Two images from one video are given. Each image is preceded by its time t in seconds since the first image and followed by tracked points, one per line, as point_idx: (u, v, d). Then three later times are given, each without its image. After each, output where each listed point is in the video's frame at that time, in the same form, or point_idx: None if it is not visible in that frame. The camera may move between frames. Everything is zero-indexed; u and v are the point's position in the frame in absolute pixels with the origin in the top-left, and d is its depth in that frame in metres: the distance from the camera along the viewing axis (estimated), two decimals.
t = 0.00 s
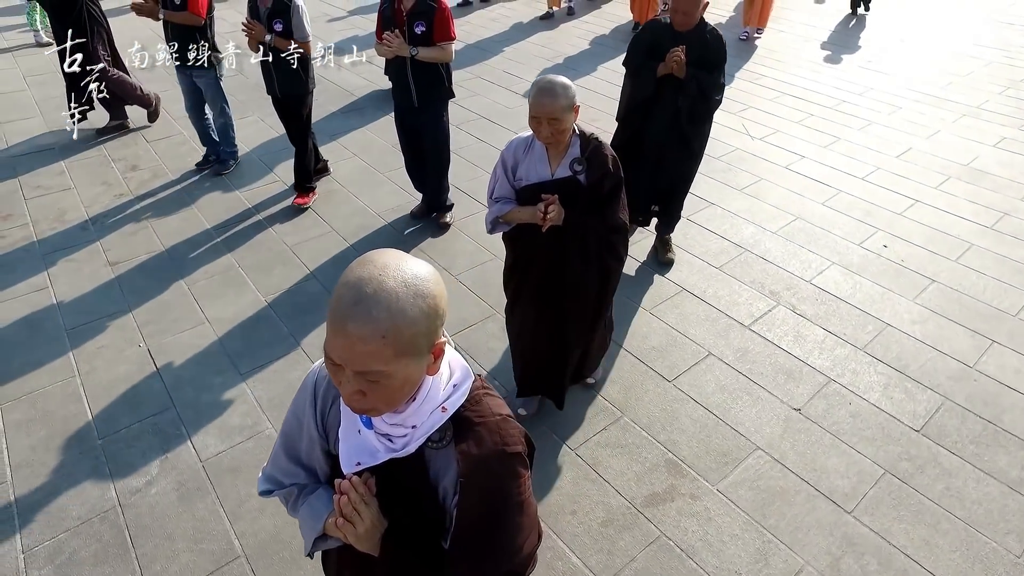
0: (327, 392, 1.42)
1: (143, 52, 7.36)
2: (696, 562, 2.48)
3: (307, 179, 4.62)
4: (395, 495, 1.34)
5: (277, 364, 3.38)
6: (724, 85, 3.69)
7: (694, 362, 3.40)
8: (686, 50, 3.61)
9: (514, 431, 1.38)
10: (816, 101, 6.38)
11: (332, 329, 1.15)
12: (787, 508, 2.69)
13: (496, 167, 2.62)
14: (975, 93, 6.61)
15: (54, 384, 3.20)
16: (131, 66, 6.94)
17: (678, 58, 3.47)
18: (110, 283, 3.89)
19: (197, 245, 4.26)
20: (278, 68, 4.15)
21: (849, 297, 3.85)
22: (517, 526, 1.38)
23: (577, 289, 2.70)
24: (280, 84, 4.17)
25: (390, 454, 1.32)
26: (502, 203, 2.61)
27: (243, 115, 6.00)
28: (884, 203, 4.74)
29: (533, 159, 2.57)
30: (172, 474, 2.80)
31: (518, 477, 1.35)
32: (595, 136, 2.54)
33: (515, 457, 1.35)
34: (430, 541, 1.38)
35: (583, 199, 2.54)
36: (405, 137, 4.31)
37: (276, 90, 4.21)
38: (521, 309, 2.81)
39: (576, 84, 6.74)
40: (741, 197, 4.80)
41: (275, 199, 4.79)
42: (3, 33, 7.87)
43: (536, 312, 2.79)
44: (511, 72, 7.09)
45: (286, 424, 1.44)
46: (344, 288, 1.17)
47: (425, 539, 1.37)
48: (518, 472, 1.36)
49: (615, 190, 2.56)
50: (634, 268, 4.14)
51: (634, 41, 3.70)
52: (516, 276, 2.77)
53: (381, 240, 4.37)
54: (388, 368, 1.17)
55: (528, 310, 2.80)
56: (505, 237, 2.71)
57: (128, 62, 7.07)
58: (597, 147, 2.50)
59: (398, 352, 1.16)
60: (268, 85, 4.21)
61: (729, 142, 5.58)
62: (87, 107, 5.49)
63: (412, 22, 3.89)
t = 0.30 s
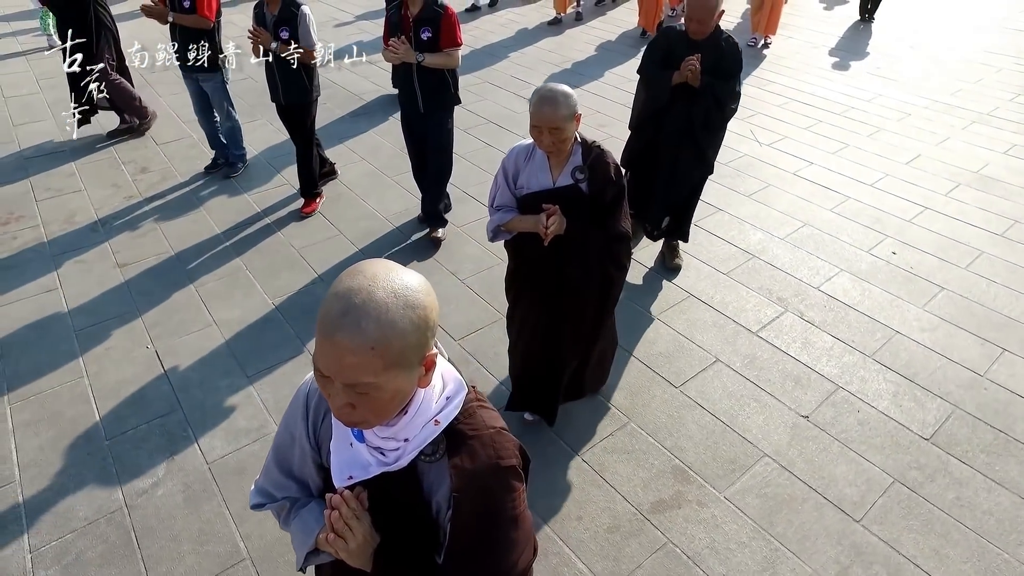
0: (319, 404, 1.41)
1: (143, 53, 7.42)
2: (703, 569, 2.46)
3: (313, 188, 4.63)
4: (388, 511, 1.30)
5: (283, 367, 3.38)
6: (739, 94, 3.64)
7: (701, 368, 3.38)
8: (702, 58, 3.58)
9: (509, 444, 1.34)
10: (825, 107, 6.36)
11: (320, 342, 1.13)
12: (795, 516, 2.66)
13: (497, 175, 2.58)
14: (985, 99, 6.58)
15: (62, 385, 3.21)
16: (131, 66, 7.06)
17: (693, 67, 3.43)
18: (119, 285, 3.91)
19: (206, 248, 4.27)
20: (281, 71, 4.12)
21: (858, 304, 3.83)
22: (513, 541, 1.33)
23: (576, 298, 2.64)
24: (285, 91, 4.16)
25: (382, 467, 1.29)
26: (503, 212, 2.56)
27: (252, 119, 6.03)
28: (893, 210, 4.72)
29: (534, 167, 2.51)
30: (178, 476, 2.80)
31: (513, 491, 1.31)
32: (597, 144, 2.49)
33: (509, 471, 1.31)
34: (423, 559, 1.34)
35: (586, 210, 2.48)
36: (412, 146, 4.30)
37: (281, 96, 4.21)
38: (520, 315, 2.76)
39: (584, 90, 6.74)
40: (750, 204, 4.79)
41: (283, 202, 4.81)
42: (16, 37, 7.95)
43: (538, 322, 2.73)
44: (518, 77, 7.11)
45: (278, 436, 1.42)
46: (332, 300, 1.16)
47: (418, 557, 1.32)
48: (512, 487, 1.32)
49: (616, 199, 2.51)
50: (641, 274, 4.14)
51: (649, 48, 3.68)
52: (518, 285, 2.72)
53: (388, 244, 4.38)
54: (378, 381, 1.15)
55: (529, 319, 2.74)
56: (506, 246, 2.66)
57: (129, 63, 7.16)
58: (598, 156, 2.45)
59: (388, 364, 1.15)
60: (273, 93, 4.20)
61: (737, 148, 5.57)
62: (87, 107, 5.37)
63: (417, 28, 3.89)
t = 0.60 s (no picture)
0: (311, 417, 1.41)
1: (142, 52, 7.52)
2: None
3: (321, 193, 4.67)
4: (381, 524, 1.29)
5: (290, 370, 3.39)
6: (753, 102, 3.63)
7: (708, 375, 3.37)
8: (715, 66, 3.58)
9: (502, 456, 1.33)
10: (833, 114, 6.35)
11: (311, 353, 1.12)
12: (803, 524, 2.65)
13: (501, 185, 2.55)
14: (995, 106, 6.55)
15: (71, 386, 3.23)
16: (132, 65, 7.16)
17: (706, 77, 3.45)
18: (128, 287, 3.93)
19: (215, 251, 4.30)
20: (287, 77, 4.13)
21: (866, 311, 3.81)
22: (508, 555, 1.31)
23: (580, 305, 2.60)
24: (290, 97, 4.18)
25: (374, 480, 1.29)
26: (508, 221, 2.53)
27: (261, 122, 6.07)
28: (901, 217, 4.70)
29: (539, 175, 2.49)
30: (184, 478, 2.81)
31: (506, 504, 1.30)
32: (604, 153, 2.47)
33: (502, 484, 1.29)
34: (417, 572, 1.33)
35: (592, 218, 2.46)
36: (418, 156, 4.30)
37: (286, 104, 4.23)
38: (525, 322, 2.74)
39: (592, 95, 6.75)
40: (757, 210, 4.78)
41: (292, 206, 4.84)
42: (29, 40, 8.03)
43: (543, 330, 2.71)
44: (526, 82, 7.12)
45: (272, 448, 1.43)
46: (322, 309, 1.14)
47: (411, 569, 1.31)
48: (506, 500, 1.30)
49: (624, 209, 2.47)
50: (649, 280, 4.14)
51: (661, 56, 3.69)
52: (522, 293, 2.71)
53: (396, 248, 4.39)
54: (369, 393, 1.14)
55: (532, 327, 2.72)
56: (511, 254, 2.64)
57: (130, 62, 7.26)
58: (604, 164, 2.43)
59: (379, 376, 1.13)
60: (278, 100, 4.24)
61: (745, 154, 5.57)
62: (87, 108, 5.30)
63: (425, 35, 3.89)
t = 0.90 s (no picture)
0: (304, 428, 1.41)
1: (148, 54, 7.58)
2: None
3: (329, 196, 4.71)
4: (376, 536, 1.30)
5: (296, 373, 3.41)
6: (765, 111, 3.63)
7: (715, 381, 3.36)
8: (725, 75, 3.57)
9: (496, 467, 1.33)
10: (842, 121, 6.33)
11: (301, 370, 1.12)
12: (810, 533, 2.63)
13: (509, 194, 2.56)
14: (1004, 114, 6.51)
15: (79, 387, 3.25)
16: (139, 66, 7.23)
17: (717, 86, 3.43)
18: (136, 289, 3.96)
19: (223, 255, 4.32)
20: (292, 83, 4.19)
21: (874, 318, 3.79)
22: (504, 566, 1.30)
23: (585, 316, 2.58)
24: (296, 102, 4.23)
25: (367, 493, 1.28)
26: (515, 231, 2.53)
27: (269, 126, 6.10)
28: (909, 224, 4.68)
29: (547, 186, 2.49)
30: (191, 480, 2.82)
31: (501, 516, 1.29)
32: (613, 163, 2.46)
33: (497, 496, 1.29)
34: None
35: (602, 229, 2.44)
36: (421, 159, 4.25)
37: (291, 109, 4.31)
38: (533, 334, 2.72)
39: (600, 101, 6.75)
40: (764, 216, 4.77)
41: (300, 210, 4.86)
42: (43, 45, 8.11)
43: (548, 339, 2.70)
44: (534, 87, 7.14)
45: (265, 460, 1.44)
46: (313, 326, 1.14)
47: None
48: (502, 511, 1.30)
49: (633, 220, 2.46)
50: (655, 286, 4.13)
51: (671, 63, 3.68)
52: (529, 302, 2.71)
53: (403, 253, 4.40)
54: (361, 410, 1.13)
55: (538, 336, 2.71)
56: (518, 263, 2.64)
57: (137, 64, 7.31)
58: (613, 175, 2.41)
59: (370, 392, 1.13)
60: (284, 106, 4.31)
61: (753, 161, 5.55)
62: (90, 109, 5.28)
63: (431, 42, 3.90)
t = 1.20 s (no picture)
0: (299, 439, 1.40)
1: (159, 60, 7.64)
2: None
3: (337, 200, 4.70)
4: (374, 549, 1.29)
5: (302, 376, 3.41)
6: (774, 118, 3.63)
7: (721, 388, 3.34)
8: (734, 84, 3.56)
9: (492, 477, 1.32)
10: (850, 127, 6.31)
11: (289, 389, 1.12)
12: (817, 542, 2.61)
13: (520, 203, 2.56)
14: (1015, 121, 6.47)
15: (87, 388, 3.27)
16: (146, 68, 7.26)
17: (725, 95, 3.43)
18: (144, 291, 3.98)
19: (231, 257, 4.34)
20: (297, 89, 4.19)
21: (882, 326, 3.77)
22: None
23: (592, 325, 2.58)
24: (299, 105, 4.22)
25: (364, 505, 1.29)
26: (526, 240, 2.53)
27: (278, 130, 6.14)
28: (918, 231, 4.66)
29: (559, 196, 2.48)
30: (196, 482, 2.83)
31: (499, 525, 1.28)
32: (627, 175, 2.45)
33: (494, 507, 1.29)
34: None
35: (614, 241, 2.43)
36: (425, 161, 4.32)
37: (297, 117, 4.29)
38: (543, 342, 2.73)
39: (607, 107, 6.76)
40: (772, 223, 4.75)
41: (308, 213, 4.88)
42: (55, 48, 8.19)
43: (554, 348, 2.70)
44: (541, 93, 7.15)
45: (263, 471, 1.44)
46: (300, 343, 1.13)
47: None
48: (500, 521, 1.29)
49: (646, 234, 2.44)
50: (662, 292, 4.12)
51: (678, 71, 3.69)
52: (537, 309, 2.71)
53: (410, 257, 4.41)
54: (352, 427, 1.13)
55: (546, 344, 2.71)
56: (527, 271, 2.64)
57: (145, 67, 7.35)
58: (627, 188, 2.40)
59: (360, 409, 1.13)
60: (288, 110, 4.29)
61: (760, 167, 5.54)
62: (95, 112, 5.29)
63: (438, 49, 3.90)
